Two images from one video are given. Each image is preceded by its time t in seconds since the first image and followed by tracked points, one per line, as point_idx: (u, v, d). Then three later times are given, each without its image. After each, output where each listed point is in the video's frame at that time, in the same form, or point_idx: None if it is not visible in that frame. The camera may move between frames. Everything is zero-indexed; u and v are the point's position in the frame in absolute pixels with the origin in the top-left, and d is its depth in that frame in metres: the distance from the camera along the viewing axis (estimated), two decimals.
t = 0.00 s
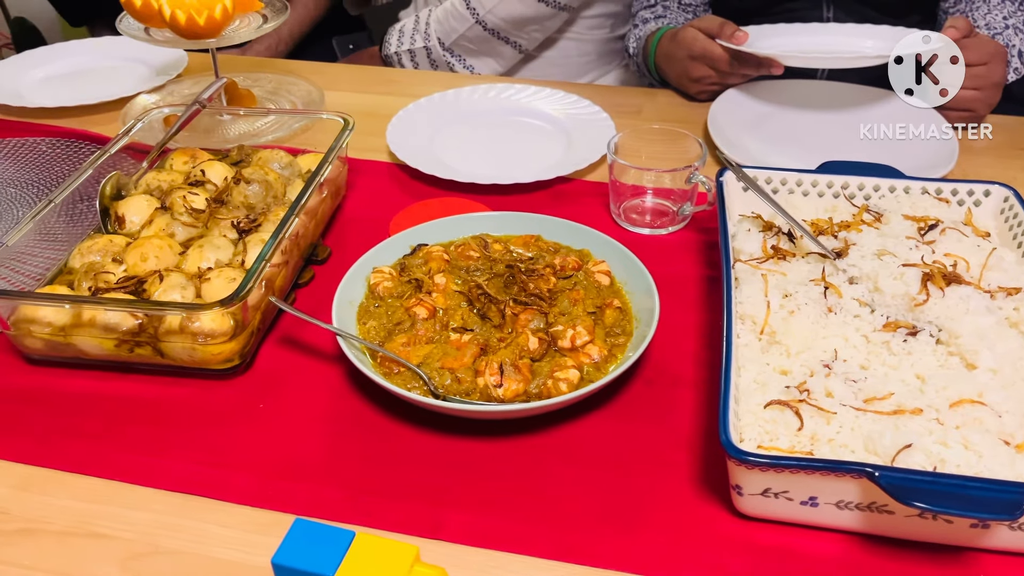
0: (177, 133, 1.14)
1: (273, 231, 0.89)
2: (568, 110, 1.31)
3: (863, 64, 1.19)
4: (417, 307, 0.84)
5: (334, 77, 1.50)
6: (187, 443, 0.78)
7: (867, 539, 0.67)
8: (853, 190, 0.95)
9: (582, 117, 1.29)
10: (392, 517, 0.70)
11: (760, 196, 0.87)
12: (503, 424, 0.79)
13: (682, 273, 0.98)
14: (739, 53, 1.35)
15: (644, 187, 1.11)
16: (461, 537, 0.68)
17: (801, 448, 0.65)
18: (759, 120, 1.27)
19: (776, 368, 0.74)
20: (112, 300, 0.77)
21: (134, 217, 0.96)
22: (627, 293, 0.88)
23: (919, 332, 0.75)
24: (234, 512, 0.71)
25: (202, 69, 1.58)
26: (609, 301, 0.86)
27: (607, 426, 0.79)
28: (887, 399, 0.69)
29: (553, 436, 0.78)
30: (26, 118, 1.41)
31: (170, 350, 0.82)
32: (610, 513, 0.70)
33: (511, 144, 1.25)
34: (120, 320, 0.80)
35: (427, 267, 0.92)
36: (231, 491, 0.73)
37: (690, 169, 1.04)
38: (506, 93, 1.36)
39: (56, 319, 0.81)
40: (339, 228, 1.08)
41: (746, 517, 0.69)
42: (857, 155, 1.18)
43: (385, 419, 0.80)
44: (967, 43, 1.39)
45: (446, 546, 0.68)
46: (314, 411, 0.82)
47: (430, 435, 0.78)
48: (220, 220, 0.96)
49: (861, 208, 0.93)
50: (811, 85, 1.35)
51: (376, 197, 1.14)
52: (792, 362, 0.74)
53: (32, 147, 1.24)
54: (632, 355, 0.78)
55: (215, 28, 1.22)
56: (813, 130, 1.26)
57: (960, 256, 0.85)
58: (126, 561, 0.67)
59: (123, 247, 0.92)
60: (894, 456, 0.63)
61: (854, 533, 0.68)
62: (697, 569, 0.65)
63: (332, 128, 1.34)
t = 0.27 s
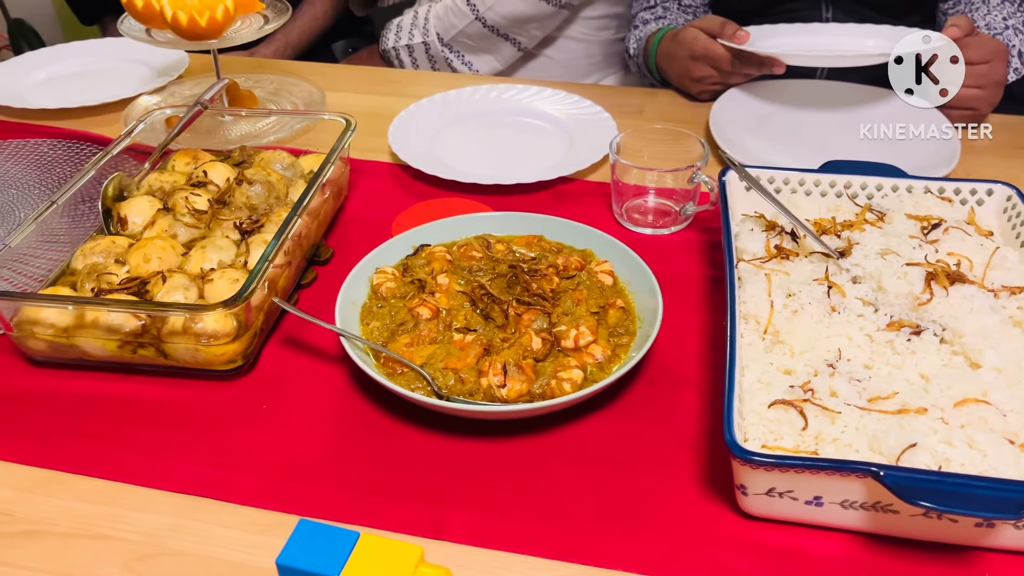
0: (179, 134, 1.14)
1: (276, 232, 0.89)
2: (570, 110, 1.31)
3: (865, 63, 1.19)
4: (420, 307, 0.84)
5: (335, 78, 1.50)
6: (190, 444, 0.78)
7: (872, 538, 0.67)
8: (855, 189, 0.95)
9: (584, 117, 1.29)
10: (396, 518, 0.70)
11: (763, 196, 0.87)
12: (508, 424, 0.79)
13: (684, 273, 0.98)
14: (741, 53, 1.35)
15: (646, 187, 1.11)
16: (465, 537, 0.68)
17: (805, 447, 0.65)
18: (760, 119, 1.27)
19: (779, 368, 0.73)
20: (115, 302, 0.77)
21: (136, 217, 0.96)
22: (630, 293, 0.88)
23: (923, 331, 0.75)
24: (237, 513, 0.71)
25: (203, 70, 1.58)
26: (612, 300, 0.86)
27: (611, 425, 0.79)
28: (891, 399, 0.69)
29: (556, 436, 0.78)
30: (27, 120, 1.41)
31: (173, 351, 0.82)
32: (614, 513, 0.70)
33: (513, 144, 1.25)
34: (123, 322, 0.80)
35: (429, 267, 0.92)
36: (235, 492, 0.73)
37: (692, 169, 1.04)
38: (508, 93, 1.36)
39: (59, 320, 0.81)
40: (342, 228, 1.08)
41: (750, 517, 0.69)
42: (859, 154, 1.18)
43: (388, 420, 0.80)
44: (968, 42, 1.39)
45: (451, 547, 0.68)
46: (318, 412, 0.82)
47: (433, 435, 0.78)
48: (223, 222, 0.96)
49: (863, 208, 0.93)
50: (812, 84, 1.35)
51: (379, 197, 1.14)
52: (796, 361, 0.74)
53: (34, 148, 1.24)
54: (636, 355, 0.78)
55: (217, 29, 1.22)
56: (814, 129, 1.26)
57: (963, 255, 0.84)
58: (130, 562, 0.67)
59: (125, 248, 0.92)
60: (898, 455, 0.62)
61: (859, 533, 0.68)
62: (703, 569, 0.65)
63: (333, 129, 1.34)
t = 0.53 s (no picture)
0: (179, 135, 1.14)
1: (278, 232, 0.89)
2: (570, 110, 1.31)
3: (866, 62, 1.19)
4: (422, 307, 0.84)
5: (335, 79, 1.50)
6: (193, 444, 0.78)
7: (874, 537, 0.67)
8: (856, 188, 0.95)
9: (584, 117, 1.29)
10: (399, 517, 0.70)
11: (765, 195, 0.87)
12: (510, 424, 0.80)
13: (686, 272, 0.98)
14: (741, 52, 1.35)
15: (647, 186, 1.11)
16: (468, 537, 0.68)
17: (808, 446, 0.65)
18: (760, 119, 1.27)
19: (781, 367, 0.74)
20: (117, 302, 0.77)
21: (138, 218, 0.96)
22: (632, 292, 0.88)
23: (925, 330, 0.75)
24: (240, 514, 0.71)
25: (203, 71, 1.58)
26: (614, 300, 0.87)
27: (613, 425, 0.79)
28: (894, 397, 0.69)
29: (558, 436, 0.78)
30: (28, 121, 1.41)
31: (175, 351, 0.82)
32: (617, 512, 0.70)
33: (514, 144, 1.25)
34: (125, 322, 0.80)
35: (431, 267, 0.92)
36: (238, 492, 0.73)
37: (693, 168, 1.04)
38: (509, 93, 1.36)
39: (61, 321, 0.81)
40: (343, 228, 1.08)
41: (753, 516, 0.69)
42: (859, 153, 1.18)
43: (391, 419, 0.80)
44: (968, 41, 1.39)
45: (454, 546, 0.68)
46: (320, 412, 0.82)
47: (436, 435, 0.78)
48: (224, 222, 0.96)
49: (865, 207, 0.93)
50: (812, 84, 1.35)
51: (380, 198, 1.14)
52: (798, 360, 0.74)
53: (35, 150, 1.24)
54: (638, 354, 0.78)
55: (218, 29, 1.22)
56: (814, 128, 1.26)
57: (964, 254, 0.85)
58: (134, 562, 0.67)
59: (127, 249, 0.92)
60: (901, 454, 0.63)
61: (862, 531, 0.68)
62: (706, 567, 0.65)
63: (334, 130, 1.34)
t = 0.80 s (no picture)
0: (180, 135, 1.14)
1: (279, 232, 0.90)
2: (570, 110, 1.31)
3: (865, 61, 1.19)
4: (423, 306, 0.84)
5: (336, 79, 1.51)
6: (195, 444, 0.78)
7: (875, 534, 0.68)
8: (856, 186, 0.96)
9: (584, 116, 1.29)
10: (401, 516, 0.70)
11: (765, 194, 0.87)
12: (511, 422, 0.80)
13: (687, 271, 0.98)
14: (741, 52, 1.35)
15: (647, 186, 1.11)
16: (470, 535, 0.68)
17: (808, 443, 0.65)
18: (760, 118, 1.28)
19: (782, 365, 0.74)
20: (119, 302, 0.77)
21: (139, 219, 0.96)
22: (632, 291, 0.88)
23: (925, 328, 0.76)
24: (242, 513, 0.72)
25: (204, 72, 1.58)
26: (614, 299, 0.87)
27: (614, 423, 0.80)
28: (894, 395, 0.69)
29: (560, 434, 0.78)
30: (29, 122, 1.41)
31: (177, 351, 0.82)
32: (618, 510, 0.70)
33: (514, 144, 1.25)
34: (127, 322, 0.80)
35: (432, 266, 0.92)
36: (240, 491, 0.73)
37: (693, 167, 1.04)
38: (509, 93, 1.37)
39: (63, 321, 0.81)
40: (344, 228, 1.08)
41: (754, 513, 0.69)
42: (859, 152, 1.19)
43: (392, 418, 0.80)
44: (968, 40, 1.39)
45: (456, 545, 0.68)
46: (322, 411, 0.82)
47: (437, 434, 0.79)
48: (226, 222, 0.97)
49: (864, 205, 0.93)
50: (812, 83, 1.35)
51: (381, 197, 1.14)
52: (799, 358, 0.74)
53: (37, 151, 1.24)
54: (639, 353, 0.78)
55: (218, 30, 1.23)
56: (814, 127, 1.26)
57: (964, 252, 0.85)
58: (137, 561, 0.67)
59: (129, 250, 0.92)
60: (901, 451, 0.63)
61: (863, 529, 0.68)
62: (707, 565, 0.66)
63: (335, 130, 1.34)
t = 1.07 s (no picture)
0: (180, 135, 1.14)
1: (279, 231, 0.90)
2: (570, 108, 1.32)
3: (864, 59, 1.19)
4: (423, 305, 0.85)
5: (335, 79, 1.51)
6: (195, 442, 0.79)
7: (874, 530, 0.68)
8: (855, 184, 0.96)
9: (584, 115, 1.30)
10: (401, 514, 0.70)
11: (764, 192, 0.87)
12: (511, 420, 0.80)
13: (686, 270, 0.99)
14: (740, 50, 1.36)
15: (646, 184, 1.12)
16: (470, 533, 0.69)
17: (807, 440, 0.65)
18: (759, 117, 1.28)
19: (781, 362, 0.74)
20: (119, 301, 0.77)
21: (139, 218, 0.97)
22: (631, 289, 0.89)
23: (923, 325, 0.76)
24: (243, 511, 0.72)
25: (204, 71, 1.58)
26: (613, 297, 0.87)
27: (614, 421, 0.80)
28: (892, 392, 0.69)
29: (559, 432, 0.79)
30: (29, 122, 1.41)
31: (177, 350, 0.82)
32: (618, 507, 0.71)
33: (513, 143, 1.25)
34: (128, 321, 0.80)
35: (431, 265, 0.92)
36: (241, 489, 0.73)
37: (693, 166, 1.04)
38: (508, 92, 1.37)
39: (64, 320, 0.81)
40: (344, 227, 1.09)
41: (753, 510, 0.70)
42: (858, 150, 1.19)
43: (393, 416, 0.81)
44: (966, 37, 1.39)
45: (456, 542, 0.68)
46: (322, 409, 0.82)
47: (437, 431, 0.79)
48: (226, 221, 0.97)
49: (863, 203, 0.94)
50: (810, 82, 1.36)
51: (380, 196, 1.14)
52: (798, 356, 0.74)
53: (37, 151, 1.24)
54: (638, 350, 0.78)
55: (218, 30, 1.23)
56: (813, 126, 1.26)
57: (962, 250, 0.85)
58: (138, 559, 0.68)
59: (129, 249, 0.92)
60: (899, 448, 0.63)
61: (862, 525, 0.68)
62: (706, 561, 0.66)
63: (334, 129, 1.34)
